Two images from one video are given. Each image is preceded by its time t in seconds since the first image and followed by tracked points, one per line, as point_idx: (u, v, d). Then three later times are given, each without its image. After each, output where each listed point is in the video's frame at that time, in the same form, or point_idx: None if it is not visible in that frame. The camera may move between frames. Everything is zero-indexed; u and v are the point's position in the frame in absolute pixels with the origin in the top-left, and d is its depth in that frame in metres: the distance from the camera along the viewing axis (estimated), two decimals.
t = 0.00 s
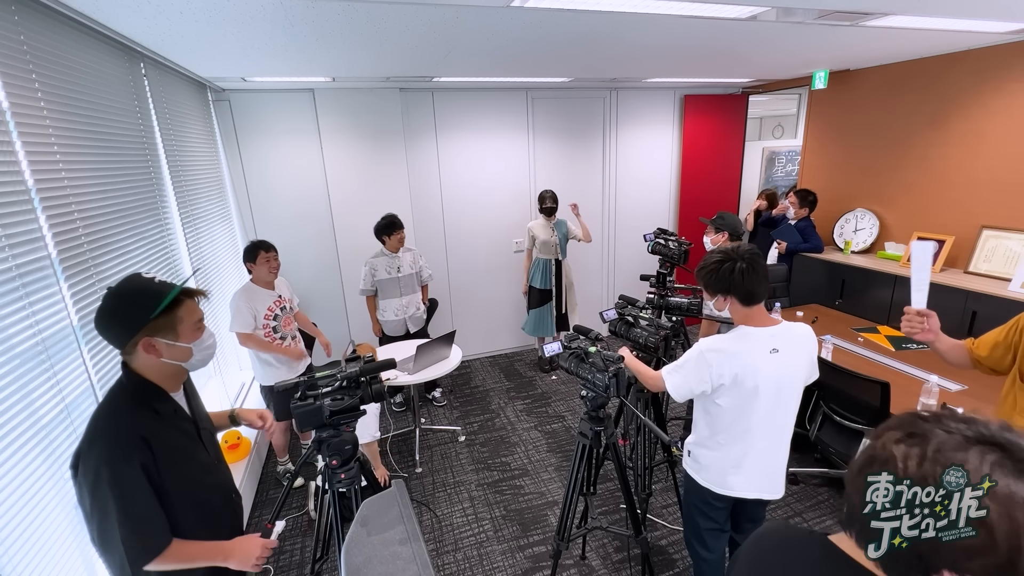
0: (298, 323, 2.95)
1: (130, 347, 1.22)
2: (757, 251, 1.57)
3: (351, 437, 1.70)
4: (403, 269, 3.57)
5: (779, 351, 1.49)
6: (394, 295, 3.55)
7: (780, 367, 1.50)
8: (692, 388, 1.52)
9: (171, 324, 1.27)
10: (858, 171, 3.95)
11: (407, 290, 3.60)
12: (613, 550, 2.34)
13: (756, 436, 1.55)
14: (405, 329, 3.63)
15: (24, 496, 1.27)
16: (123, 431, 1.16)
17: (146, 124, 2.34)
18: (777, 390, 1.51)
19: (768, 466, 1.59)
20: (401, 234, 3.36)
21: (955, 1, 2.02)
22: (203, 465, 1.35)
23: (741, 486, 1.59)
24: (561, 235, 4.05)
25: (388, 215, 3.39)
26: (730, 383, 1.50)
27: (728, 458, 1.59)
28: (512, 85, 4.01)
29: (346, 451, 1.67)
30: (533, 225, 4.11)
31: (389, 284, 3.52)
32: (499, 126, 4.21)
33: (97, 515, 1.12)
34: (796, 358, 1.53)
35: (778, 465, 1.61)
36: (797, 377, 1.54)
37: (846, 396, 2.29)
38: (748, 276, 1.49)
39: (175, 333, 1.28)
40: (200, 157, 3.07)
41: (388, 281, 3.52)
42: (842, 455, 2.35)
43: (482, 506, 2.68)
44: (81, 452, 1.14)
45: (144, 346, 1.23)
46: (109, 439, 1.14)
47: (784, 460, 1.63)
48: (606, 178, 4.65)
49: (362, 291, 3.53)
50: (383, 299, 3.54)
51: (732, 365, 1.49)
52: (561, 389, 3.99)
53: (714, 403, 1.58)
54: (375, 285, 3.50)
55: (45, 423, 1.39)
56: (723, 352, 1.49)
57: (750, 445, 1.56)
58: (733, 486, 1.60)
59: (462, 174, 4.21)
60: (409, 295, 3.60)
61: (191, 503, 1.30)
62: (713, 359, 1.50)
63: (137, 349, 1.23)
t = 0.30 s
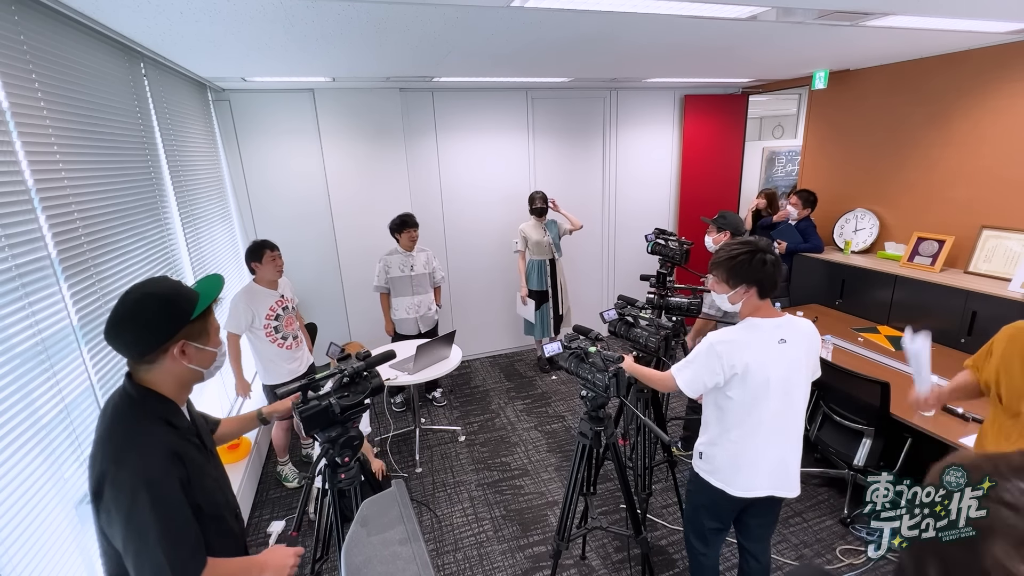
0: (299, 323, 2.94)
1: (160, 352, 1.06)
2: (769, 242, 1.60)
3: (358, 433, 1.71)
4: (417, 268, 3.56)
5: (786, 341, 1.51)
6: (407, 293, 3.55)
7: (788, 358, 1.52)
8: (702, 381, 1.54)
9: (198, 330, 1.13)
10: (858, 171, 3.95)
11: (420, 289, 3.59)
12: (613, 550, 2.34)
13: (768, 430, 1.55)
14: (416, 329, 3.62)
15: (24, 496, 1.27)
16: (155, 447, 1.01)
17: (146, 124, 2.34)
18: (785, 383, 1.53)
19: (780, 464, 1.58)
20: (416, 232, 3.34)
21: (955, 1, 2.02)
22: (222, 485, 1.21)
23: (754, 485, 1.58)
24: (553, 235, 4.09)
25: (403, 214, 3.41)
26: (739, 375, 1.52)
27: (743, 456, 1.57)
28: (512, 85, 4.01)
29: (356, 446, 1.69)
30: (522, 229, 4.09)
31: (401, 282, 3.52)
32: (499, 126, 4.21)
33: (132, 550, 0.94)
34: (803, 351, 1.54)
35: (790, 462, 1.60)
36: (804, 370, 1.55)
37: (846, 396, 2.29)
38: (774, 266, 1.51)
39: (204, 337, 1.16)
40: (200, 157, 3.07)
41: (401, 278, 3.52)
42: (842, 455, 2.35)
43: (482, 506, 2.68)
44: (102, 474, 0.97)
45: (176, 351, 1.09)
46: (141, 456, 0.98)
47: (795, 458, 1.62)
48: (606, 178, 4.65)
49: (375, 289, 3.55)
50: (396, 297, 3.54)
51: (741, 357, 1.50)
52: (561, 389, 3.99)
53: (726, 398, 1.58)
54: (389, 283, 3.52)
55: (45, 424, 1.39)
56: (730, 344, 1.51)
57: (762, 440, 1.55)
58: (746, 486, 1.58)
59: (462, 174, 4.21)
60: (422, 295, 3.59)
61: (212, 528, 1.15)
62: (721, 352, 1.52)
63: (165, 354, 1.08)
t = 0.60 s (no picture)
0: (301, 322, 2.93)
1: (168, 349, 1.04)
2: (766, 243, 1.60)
3: (360, 430, 1.75)
4: (424, 268, 3.55)
5: (780, 340, 1.53)
6: (412, 293, 3.55)
7: (783, 356, 1.53)
8: (705, 384, 1.54)
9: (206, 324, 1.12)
10: (858, 171, 3.95)
11: (425, 290, 3.59)
12: (613, 550, 2.34)
13: (765, 428, 1.56)
14: (420, 329, 3.60)
15: (24, 496, 1.27)
16: (172, 441, 1.00)
17: (146, 124, 2.34)
18: (782, 379, 1.54)
19: (778, 460, 1.60)
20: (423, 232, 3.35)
21: (955, 1, 2.01)
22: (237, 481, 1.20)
23: (756, 482, 1.59)
24: (550, 236, 4.08)
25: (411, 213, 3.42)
26: (738, 376, 1.51)
27: (742, 455, 1.58)
28: (512, 85, 4.01)
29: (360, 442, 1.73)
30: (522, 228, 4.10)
31: (407, 282, 3.53)
32: (499, 126, 4.21)
33: (159, 544, 0.93)
34: (796, 347, 1.56)
35: (786, 457, 1.62)
36: (797, 366, 1.57)
37: (846, 396, 2.29)
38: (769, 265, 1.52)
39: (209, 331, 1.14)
40: (199, 157, 3.07)
41: (407, 278, 3.52)
42: (842, 455, 2.35)
43: (482, 506, 2.68)
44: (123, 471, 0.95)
45: (186, 347, 1.08)
46: (160, 451, 0.97)
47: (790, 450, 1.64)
48: (606, 178, 4.65)
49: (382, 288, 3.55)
50: (403, 297, 3.55)
51: (740, 356, 1.50)
52: (561, 389, 3.99)
53: (725, 399, 1.58)
54: (396, 282, 3.52)
55: (45, 423, 1.39)
56: (729, 345, 1.51)
57: (760, 439, 1.56)
58: (746, 485, 1.59)
59: (462, 174, 4.21)
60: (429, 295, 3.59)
61: (230, 523, 1.15)
62: (721, 354, 1.51)
63: (174, 351, 1.06)
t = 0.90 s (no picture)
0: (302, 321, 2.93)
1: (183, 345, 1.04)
2: (752, 246, 1.57)
3: (362, 429, 1.76)
4: (427, 268, 3.55)
5: (760, 343, 1.52)
6: (414, 293, 3.55)
7: (763, 357, 1.53)
8: (683, 384, 1.55)
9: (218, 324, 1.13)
10: (858, 171, 3.95)
11: (427, 289, 3.58)
12: (613, 550, 2.33)
13: (740, 429, 1.57)
14: (422, 329, 3.60)
15: (24, 495, 1.27)
16: (180, 435, 1.00)
17: (146, 124, 2.34)
18: (759, 380, 1.54)
19: (751, 460, 1.61)
20: (424, 231, 3.35)
21: (955, 1, 2.01)
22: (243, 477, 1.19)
23: (728, 480, 1.61)
24: (551, 236, 4.07)
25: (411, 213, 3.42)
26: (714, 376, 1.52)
27: (717, 455, 1.59)
28: (512, 85, 4.02)
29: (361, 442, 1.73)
30: (522, 228, 4.11)
31: (409, 281, 3.53)
32: (499, 126, 4.22)
33: (167, 539, 0.93)
34: (777, 349, 1.55)
35: (762, 458, 1.63)
36: (777, 367, 1.56)
37: (846, 397, 2.29)
38: (748, 269, 1.48)
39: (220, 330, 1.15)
40: (199, 157, 3.07)
41: (410, 277, 3.52)
42: (842, 455, 2.35)
43: (482, 506, 2.68)
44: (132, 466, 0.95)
45: (200, 343, 1.08)
46: (167, 445, 0.97)
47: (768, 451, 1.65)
48: (606, 178, 4.65)
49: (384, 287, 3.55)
50: (404, 296, 3.55)
51: (717, 357, 1.50)
52: (561, 389, 3.99)
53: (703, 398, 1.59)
54: (397, 281, 3.52)
55: (45, 423, 1.39)
56: (706, 347, 1.50)
57: (735, 440, 1.57)
58: (719, 484, 1.61)
59: (462, 174, 4.21)
60: (431, 294, 3.59)
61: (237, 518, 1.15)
62: (698, 355, 1.51)
63: (187, 348, 1.06)
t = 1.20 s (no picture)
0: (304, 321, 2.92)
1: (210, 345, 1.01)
2: (742, 245, 1.59)
3: (361, 429, 1.78)
4: (427, 267, 3.55)
5: (749, 342, 1.51)
6: (414, 293, 3.56)
7: (752, 356, 1.52)
8: (675, 383, 1.55)
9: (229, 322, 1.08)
10: (858, 171, 3.95)
11: (428, 289, 3.58)
12: (613, 550, 2.33)
13: (732, 428, 1.57)
14: (422, 329, 3.60)
15: (24, 495, 1.27)
16: (224, 436, 0.97)
17: (146, 124, 2.34)
18: (750, 380, 1.54)
19: (743, 461, 1.61)
20: (423, 231, 3.35)
21: (955, 1, 2.01)
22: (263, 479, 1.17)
23: (720, 480, 1.61)
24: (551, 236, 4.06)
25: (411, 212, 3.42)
26: (704, 375, 1.52)
27: (710, 455, 1.59)
28: (512, 85, 4.02)
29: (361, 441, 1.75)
30: (522, 228, 4.12)
31: (410, 281, 3.53)
32: (499, 126, 4.22)
33: (214, 545, 0.90)
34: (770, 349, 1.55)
35: (754, 458, 1.63)
36: (769, 366, 1.55)
37: (846, 397, 2.29)
38: (734, 268, 1.49)
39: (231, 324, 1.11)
40: (200, 157, 3.07)
41: (410, 277, 3.53)
42: (842, 456, 2.35)
43: (482, 506, 2.68)
44: (178, 470, 0.91)
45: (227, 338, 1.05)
46: (213, 448, 0.94)
47: (761, 452, 1.64)
48: (606, 178, 4.65)
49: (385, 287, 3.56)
50: (404, 296, 3.55)
51: (704, 355, 1.51)
52: (561, 389, 3.99)
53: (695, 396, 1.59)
54: (397, 281, 3.52)
55: (45, 423, 1.39)
56: (695, 345, 1.51)
57: (729, 439, 1.58)
58: (711, 484, 1.62)
59: (462, 174, 4.21)
60: (431, 294, 3.59)
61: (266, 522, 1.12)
62: (687, 354, 1.52)
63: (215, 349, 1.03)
